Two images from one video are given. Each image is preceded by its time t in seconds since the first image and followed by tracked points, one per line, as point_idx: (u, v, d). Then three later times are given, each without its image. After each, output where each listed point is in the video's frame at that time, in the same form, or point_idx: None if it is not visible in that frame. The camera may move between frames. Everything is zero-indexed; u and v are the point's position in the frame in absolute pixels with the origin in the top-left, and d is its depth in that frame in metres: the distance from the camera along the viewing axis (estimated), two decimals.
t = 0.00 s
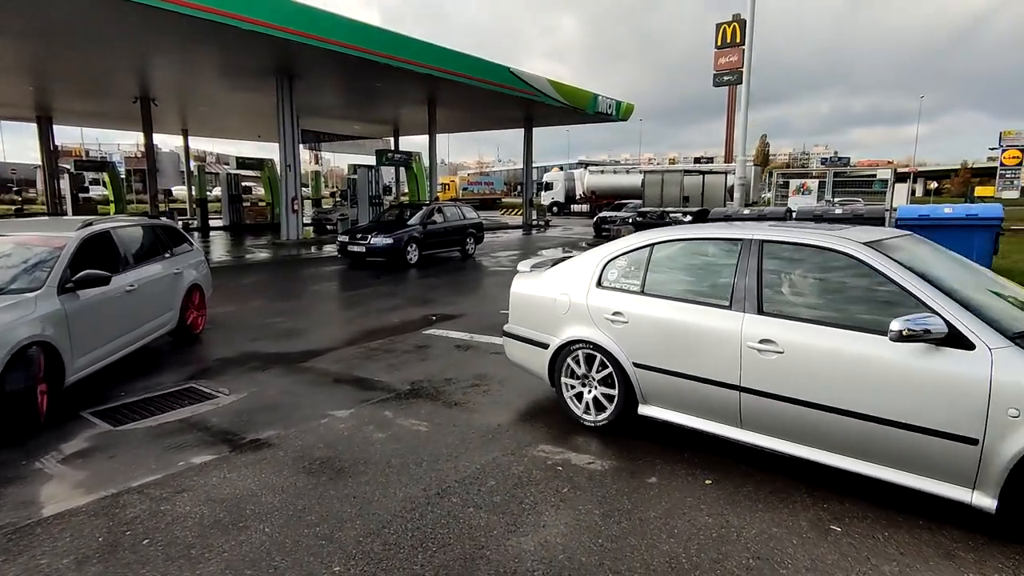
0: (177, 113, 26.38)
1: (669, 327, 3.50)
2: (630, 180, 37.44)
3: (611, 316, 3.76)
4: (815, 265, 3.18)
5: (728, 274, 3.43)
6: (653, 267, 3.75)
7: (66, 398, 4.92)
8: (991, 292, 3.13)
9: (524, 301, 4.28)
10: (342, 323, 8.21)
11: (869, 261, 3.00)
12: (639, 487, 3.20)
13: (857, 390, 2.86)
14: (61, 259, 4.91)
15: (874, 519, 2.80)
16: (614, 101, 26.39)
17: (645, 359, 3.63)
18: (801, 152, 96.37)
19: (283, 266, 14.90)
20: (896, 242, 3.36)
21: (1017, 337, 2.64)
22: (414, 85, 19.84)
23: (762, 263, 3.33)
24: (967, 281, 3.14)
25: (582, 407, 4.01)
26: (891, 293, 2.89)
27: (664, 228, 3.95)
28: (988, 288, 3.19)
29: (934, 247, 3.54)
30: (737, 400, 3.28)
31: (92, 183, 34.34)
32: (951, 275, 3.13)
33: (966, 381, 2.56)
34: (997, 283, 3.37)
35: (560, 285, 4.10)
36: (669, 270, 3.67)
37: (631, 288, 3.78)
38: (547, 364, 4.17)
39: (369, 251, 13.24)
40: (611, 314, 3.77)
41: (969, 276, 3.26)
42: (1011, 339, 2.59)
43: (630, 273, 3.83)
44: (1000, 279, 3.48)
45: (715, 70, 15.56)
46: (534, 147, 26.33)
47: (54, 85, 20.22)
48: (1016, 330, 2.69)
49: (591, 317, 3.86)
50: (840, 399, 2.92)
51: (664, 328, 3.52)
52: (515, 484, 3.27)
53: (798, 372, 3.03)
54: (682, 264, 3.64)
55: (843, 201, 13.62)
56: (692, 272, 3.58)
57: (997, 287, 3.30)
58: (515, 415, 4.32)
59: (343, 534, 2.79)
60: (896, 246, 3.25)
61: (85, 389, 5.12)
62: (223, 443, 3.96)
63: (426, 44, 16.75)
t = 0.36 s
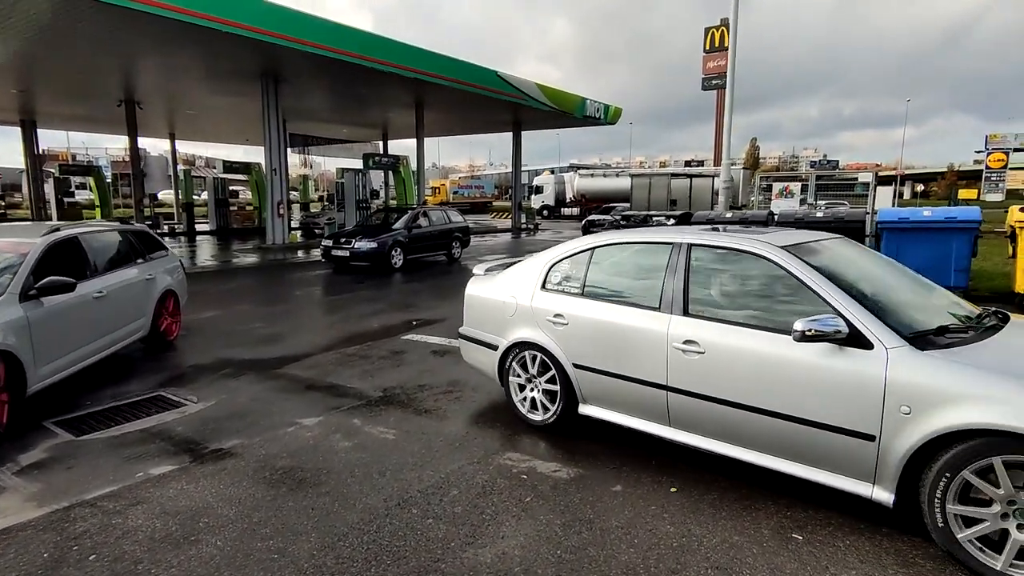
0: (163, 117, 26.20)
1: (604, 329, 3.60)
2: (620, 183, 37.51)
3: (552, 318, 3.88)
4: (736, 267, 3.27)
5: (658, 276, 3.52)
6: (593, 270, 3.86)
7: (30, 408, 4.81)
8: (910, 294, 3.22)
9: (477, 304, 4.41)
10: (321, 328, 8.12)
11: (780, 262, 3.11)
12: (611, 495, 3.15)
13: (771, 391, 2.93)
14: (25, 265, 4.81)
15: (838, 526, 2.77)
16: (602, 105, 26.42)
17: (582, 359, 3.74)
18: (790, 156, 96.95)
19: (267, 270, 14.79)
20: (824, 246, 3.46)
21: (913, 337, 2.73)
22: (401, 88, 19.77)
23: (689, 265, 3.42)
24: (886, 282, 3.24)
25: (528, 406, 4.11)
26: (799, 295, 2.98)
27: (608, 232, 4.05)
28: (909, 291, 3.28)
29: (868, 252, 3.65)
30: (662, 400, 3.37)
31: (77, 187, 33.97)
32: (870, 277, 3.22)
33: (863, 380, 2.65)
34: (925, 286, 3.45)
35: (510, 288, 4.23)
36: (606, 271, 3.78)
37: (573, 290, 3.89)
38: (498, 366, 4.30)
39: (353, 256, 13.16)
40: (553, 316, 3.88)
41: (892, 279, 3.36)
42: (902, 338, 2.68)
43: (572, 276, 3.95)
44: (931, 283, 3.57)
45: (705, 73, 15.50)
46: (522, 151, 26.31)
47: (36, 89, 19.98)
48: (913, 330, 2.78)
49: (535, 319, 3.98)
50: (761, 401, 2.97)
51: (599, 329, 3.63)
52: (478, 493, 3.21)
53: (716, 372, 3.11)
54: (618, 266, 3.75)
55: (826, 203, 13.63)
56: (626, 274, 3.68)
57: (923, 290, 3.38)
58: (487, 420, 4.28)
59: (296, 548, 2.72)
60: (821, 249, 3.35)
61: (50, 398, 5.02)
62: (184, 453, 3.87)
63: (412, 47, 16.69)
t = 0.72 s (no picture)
0: (168, 123, 26.28)
1: (561, 335, 3.65)
2: (623, 190, 37.39)
3: (515, 324, 3.94)
4: (683, 275, 3.29)
5: (612, 284, 3.55)
6: (553, 277, 3.90)
7: (13, 417, 4.74)
8: (859, 302, 3.24)
9: (448, 310, 4.49)
10: (314, 335, 8.03)
11: (723, 270, 3.14)
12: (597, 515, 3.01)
13: (713, 400, 2.95)
14: (9, 271, 4.74)
15: (831, 550, 2.65)
16: (605, 111, 26.34)
17: (541, 365, 3.80)
18: (795, 163, 96.63)
19: (266, 276, 14.74)
20: (779, 253, 3.49)
21: (846, 346, 2.74)
22: (403, 94, 19.76)
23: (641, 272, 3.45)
24: (835, 291, 3.26)
25: (494, 411, 4.17)
26: (739, 304, 3.01)
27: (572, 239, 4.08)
28: (859, 299, 3.30)
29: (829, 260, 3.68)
30: (615, 406, 3.40)
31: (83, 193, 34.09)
32: (819, 287, 3.24)
33: (796, 389, 2.67)
34: (880, 294, 3.47)
35: (478, 294, 4.29)
36: (566, 279, 3.83)
37: (534, 298, 3.95)
38: (465, 371, 4.36)
39: (351, 262, 13.10)
40: (515, 323, 3.95)
41: (844, 287, 3.38)
42: (834, 347, 2.70)
43: (534, 284, 4.00)
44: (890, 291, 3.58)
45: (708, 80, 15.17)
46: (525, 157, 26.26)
47: (41, 95, 20.07)
48: (848, 339, 2.80)
49: (498, 325, 4.05)
50: (712, 410, 2.96)
51: (556, 336, 3.68)
52: (459, 511, 3.10)
53: (662, 380, 3.14)
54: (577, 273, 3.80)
55: (829, 209, 13.48)
56: (583, 281, 3.72)
57: (876, 299, 3.40)
58: (475, 431, 4.17)
59: (264, 570, 2.61)
60: (772, 258, 3.39)
61: (35, 407, 4.95)
62: (162, 465, 3.78)
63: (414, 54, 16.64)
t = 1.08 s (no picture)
0: (187, 132, 26.69)
1: (526, 342, 3.75)
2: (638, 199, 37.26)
3: (487, 331, 4.06)
4: (642, 284, 3.36)
5: (576, 292, 3.65)
6: (525, 286, 4.01)
7: (18, 422, 4.79)
8: (811, 314, 3.32)
9: (431, 317, 4.62)
10: (321, 343, 8.05)
11: (675, 280, 3.22)
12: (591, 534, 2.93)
13: (665, 408, 2.99)
14: (17, 278, 4.82)
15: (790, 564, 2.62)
16: (619, 120, 26.26)
17: (511, 372, 3.90)
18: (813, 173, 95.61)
19: (278, 283, 14.84)
20: (741, 265, 3.57)
21: (786, 355, 2.79)
22: (418, 104, 19.89)
23: (602, 281, 3.54)
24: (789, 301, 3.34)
25: (470, 415, 4.27)
26: (686, 313, 3.08)
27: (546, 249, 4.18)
28: (814, 310, 3.37)
29: (793, 273, 3.77)
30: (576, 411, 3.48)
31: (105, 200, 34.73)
32: (773, 299, 3.30)
33: (730, 397, 2.73)
34: (838, 306, 3.54)
35: (458, 300, 4.42)
36: (536, 287, 3.94)
37: (506, 305, 4.06)
38: (443, 375, 4.50)
39: (362, 270, 13.15)
40: (488, 329, 4.06)
41: (800, 298, 3.46)
42: (772, 356, 2.76)
43: (507, 292, 4.12)
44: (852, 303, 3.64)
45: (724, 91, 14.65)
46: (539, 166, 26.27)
47: (66, 105, 20.53)
48: (788, 348, 2.85)
49: (473, 331, 4.17)
50: (674, 421, 2.95)
51: (524, 342, 3.78)
52: (448, 526, 3.05)
53: (616, 387, 3.21)
54: (545, 282, 3.90)
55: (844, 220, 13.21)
56: (551, 289, 3.82)
57: (835, 310, 3.46)
58: (473, 444, 4.10)
59: None
60: (731, 269, 3.48)
61: (39, 412, 5.00)
62: (158, 473, 3.78)
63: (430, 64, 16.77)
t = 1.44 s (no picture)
0: (214, 140, 27.26)
1: (502, 345, 3.97)
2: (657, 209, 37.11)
3: (470, 334, 4.29)
4: (607, 291, 3.54)
5: (549, 298, 3.86)
6: (506, 292, 4.24)
7: (38, 420, 4.95)
8: (770, 321, 3.47)
9: (424, 319, 4.89)
10: (333, 348, 8.18)
11: (634, 287, 3.41)
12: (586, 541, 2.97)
13: (628, 411, 3.10)
14: (41, 280, 5.00)
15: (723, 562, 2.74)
16: (639, 131, 26.24)
17: (490, 373, 4.11)
18: (838, 184, 94.22)
19: (297, 289, 15.08)
20: (707, 274, 3.76)
21: (727, 360, 2.93)
22: (437, 114, 20.13)
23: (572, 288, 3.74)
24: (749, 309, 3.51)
25: (456, 415, 4.51)
26: (640, 317, 3.26)
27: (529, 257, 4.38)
28: (773, 318, 3.53)
29: (764, 283, 3.93)
30: (545, 413, 3.66)
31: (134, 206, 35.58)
32: (731, 308, 3.46)
33: (672, 400, 2.88)
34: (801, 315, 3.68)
35: (449, 304, 4.67)
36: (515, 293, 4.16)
37: (488, 310, 4.29)
38: (434, 375, 4.75)
39: (378, 277, 13.32)
40: (471, 332, 4.30)
41: (763, 306, 3.62)
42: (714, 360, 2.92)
43: (491, 297, 4.34)
44: (818, 313, 3.78)
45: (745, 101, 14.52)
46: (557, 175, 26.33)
47: (98, 114, 21.15)
48: (731, 354, 3.00)
49: (458, 334, 4.42)
50: (635, 424, 3.06)
51: (500, 345, 4.00)
52: (444, 530, 3.09)
53: (580, 388, 3.38)
54: (524, 288, 4.12)
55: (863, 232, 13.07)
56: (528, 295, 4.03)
57: (794, 318, 3.61)
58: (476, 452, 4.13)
59: None
60: (697, 277, 3.66)
61: (59, 410, 5.16)
62: (167, 472, 3.89)
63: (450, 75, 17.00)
